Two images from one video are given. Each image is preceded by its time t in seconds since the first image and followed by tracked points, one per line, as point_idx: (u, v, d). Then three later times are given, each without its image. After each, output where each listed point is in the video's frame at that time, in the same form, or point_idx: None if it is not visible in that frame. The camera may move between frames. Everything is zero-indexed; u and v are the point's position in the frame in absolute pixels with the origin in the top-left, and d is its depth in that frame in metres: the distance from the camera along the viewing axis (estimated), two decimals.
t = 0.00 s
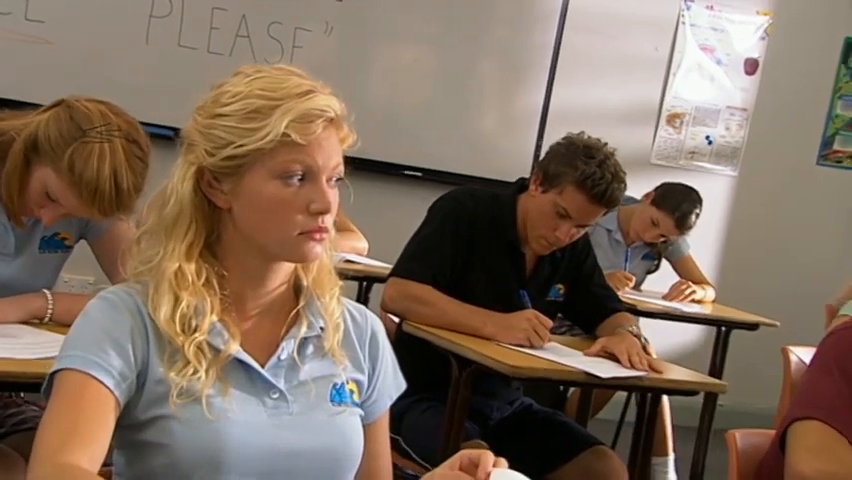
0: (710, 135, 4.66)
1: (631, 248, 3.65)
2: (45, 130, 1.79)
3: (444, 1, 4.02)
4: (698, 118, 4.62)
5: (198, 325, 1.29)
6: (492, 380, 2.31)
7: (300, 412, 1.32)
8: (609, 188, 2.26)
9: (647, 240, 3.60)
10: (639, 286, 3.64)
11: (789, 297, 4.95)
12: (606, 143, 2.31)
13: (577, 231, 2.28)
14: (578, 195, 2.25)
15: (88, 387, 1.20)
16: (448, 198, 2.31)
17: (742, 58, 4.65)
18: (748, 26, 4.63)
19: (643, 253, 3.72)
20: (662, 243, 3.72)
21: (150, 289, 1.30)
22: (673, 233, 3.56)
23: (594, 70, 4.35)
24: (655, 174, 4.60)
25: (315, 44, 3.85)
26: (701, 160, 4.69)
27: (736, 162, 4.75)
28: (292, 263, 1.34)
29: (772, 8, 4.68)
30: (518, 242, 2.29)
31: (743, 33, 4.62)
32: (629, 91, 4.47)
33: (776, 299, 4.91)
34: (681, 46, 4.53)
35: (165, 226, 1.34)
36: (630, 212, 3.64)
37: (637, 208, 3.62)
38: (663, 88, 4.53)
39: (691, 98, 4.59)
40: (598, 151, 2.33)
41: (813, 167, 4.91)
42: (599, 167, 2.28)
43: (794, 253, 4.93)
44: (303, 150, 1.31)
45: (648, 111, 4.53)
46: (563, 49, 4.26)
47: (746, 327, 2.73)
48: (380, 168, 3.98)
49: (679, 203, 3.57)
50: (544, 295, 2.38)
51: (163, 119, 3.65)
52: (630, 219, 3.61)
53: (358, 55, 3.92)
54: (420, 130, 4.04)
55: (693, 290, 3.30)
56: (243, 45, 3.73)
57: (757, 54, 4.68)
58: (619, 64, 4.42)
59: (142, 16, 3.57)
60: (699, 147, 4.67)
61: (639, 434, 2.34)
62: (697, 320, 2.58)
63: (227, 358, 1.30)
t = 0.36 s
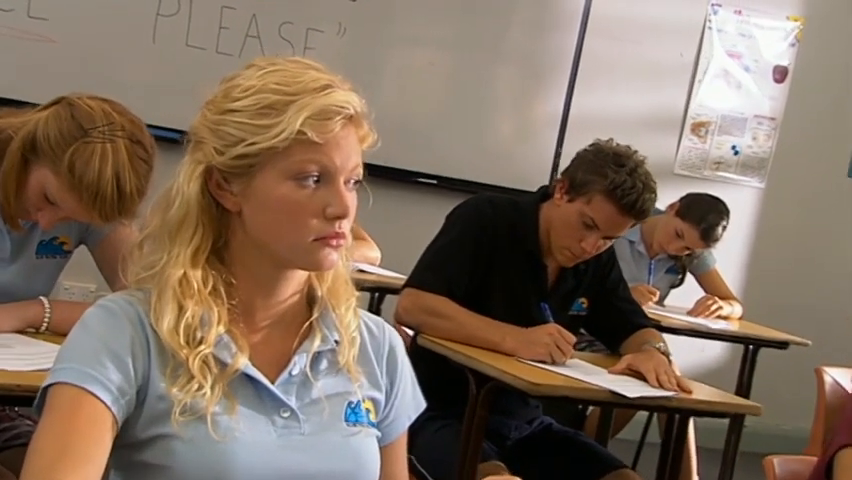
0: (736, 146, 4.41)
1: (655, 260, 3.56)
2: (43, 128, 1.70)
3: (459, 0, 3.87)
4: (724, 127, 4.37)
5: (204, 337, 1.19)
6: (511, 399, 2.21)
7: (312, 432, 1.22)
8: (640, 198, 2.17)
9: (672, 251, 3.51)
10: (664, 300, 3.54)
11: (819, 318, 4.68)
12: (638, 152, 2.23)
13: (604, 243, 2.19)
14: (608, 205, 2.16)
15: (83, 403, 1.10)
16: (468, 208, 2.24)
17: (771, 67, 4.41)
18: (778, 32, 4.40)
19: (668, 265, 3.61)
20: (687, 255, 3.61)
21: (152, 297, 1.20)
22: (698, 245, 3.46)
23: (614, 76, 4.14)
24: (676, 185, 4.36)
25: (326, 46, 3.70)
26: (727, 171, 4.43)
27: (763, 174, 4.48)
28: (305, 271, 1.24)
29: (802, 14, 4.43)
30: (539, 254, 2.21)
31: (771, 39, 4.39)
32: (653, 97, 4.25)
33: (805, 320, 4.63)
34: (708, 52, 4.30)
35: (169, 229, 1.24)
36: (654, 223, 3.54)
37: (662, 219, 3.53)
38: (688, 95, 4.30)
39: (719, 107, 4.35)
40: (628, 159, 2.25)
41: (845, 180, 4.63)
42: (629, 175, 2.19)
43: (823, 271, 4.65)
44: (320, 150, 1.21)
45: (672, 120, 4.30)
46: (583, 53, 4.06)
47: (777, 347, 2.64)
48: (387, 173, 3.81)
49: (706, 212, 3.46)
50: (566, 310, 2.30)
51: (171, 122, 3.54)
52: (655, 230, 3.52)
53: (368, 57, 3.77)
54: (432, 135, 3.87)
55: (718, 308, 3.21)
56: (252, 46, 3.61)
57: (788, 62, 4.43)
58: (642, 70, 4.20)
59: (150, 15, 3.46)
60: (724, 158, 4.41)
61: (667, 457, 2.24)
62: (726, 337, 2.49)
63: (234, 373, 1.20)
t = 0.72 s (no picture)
0: (755, 152, 4.05)
1: (670, 269, 3.48)
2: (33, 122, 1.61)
3: None
4: (743, 132, 4.02)
5: (202, 344, 1.10)
6: (524, 413, 2.14)
7: (318, 447, 1.14)
8: (663, 202, 2.16)
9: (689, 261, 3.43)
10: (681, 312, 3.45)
11: None
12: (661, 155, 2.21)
13: (624, 249, 2.15)
14: (629, 209, 2.14)
15: (71, 414, 1.01)
16: (479, 210, 2.17)
17: (793, 69, 4.05)
18: (801, 35, 4.04)
19: (684, 274, 3.53)
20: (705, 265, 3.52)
21: (147, 300, 1.11)
22: (717, 255, 3.39)
23: (621, 78, 3.83)
24: (692, 193, 4.01)
25: (330, 46, 3.53)
26: (745, 178, 4.07)
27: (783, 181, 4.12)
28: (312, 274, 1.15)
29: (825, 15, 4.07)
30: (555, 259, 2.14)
31: (791, 42, 4.03)
32: (666, 103, 3.92)
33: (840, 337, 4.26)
34: (727, 55, 3.95)
35: (166, 227, 1.15)
36: (671, 233, 3.45)
37: (678, 228, 3.44)
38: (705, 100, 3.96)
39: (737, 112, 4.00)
40: (650, 162, 2.22)
41: None
42: (653, 179, 2.17)
43: None
44: (329, 144, 1.13)
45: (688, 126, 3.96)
46: (597, 55, 3.78)
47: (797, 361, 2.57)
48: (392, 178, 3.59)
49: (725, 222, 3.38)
50: (581, 321, 2.23)
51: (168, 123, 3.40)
52: (672, 238, 3.43)
53: (371, 57, 3.56)
54: (438, 142, 3.64)
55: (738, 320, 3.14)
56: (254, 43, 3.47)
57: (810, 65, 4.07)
58: (654, 72, 3.88)
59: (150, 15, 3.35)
60: (743, 165, 4.06)
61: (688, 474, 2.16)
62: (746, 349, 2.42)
63: (234, 383, 1.10)
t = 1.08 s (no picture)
0: (769, 177, 3.97)
1: (682, 298, 3.41)
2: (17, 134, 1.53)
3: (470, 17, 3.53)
4: (756, 156, 3.94)
5: (197, 369, 1.02)
6: (533, 446, 2.05)
7: None
8: (678, 222, 2.08)
9: (698, 292, 3.35)
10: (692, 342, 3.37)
11: None
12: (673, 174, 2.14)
13: (637, 273, 2.08)
14: (642, 230, 2.06)
15: (54, 444, 0.93)
16: (484, 233, 2.12)
17: (808, 92, 3.97)
18: (817, 56, 3.96)
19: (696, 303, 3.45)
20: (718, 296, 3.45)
21: (140, 318, 1.03)
22: (724, 289, 3.31)
23: (632, 101, 3.75)
24: (703, 218, 3.91)
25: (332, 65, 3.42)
26: (760, 204, 3.99)
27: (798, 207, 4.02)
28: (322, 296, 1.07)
29: (843, 35, 3.99)
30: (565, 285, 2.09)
31: (807, 63, 3.95)
32: (679, 125, 3.83)
33: None
34: (739, 76, 3.87)
35: (165, 243, 1.05)
36: (682, 261, 3.39)
37: (690, 255, 3.37)
38: (717, 122, 3.87)
39: (752, 135, 3.92)
40: (663, 181, 2.15)
41: None
42: (667, 197, 2.10)
43: None
44: (348, 159, 1.06)
45: (700, 148, 3.88)
46: (607, 74, 3.69)
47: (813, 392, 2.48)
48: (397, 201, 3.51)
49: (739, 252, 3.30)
50: (592, 348, 2.16)
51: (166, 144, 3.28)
52: (682, 266, 3.37)
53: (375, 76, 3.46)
54: (443, 164, 3.55)
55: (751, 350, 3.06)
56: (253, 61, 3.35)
57: (826, 89, 3.99)
58: (667, 94, 3.80)
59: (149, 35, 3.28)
60: (757, 190, 3.97)
61: None
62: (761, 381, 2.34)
63: (231, 410, 1.02)
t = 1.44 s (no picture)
0: (783, 185, 3.89)
1: (696, 309, 3.34)
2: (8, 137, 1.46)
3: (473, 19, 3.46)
4: (770, 164, 3.86)
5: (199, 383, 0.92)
6: (542, 464, 1.96)
7: None
8: (696, 228, 2.01)
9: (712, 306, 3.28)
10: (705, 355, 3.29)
11: None
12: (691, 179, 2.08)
13: (652, 281, 2.01)
14: (657, 236, 1.99)
15: (38, 460, 0.85)
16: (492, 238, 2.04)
17: (824, 98, 3.89)
18: (831, 61, 3.89)
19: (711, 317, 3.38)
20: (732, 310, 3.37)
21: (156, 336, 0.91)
22: (738, 303, 3.24)
23: (645, 106, 3.67)
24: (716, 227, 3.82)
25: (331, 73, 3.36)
26: (774, 213, 3.90)
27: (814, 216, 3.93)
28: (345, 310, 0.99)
29: None
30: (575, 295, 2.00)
31: (821, 69, 3.88)
32: (693, 130, 3.75)
33: None
34: (752, 80, 3.79)
35: (195, 257, 0.93)
36: (696, 274, 3.32)
37: (704, 268, 3.31)
38: (729, 126, 3.79)
39: (765, 142, 3.84)
40: (679, 187, 2.09)
41: None
42: (683, 202, 2.04)
43: None
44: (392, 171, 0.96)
45: (714, 154, 3.79)
46: (616, 77, 3.61)
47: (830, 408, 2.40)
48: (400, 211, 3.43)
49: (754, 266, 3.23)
50: (605, 360, 2.08)
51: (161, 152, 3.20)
52: (696, 280, 3.30)
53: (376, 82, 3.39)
54: (445, 172, 3.48)
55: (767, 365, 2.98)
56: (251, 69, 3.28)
57: (842, 94, 3.91)
58: (679, 99, 3.72)
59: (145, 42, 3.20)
60: (771, 199, 3.89)
61: None
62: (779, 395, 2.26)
63: (230, 418, 0.93)
